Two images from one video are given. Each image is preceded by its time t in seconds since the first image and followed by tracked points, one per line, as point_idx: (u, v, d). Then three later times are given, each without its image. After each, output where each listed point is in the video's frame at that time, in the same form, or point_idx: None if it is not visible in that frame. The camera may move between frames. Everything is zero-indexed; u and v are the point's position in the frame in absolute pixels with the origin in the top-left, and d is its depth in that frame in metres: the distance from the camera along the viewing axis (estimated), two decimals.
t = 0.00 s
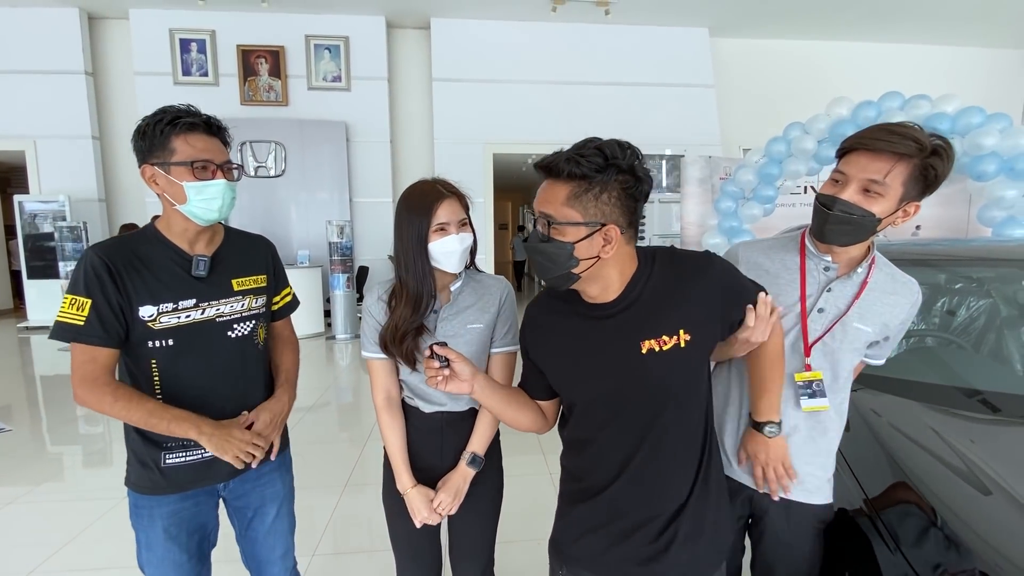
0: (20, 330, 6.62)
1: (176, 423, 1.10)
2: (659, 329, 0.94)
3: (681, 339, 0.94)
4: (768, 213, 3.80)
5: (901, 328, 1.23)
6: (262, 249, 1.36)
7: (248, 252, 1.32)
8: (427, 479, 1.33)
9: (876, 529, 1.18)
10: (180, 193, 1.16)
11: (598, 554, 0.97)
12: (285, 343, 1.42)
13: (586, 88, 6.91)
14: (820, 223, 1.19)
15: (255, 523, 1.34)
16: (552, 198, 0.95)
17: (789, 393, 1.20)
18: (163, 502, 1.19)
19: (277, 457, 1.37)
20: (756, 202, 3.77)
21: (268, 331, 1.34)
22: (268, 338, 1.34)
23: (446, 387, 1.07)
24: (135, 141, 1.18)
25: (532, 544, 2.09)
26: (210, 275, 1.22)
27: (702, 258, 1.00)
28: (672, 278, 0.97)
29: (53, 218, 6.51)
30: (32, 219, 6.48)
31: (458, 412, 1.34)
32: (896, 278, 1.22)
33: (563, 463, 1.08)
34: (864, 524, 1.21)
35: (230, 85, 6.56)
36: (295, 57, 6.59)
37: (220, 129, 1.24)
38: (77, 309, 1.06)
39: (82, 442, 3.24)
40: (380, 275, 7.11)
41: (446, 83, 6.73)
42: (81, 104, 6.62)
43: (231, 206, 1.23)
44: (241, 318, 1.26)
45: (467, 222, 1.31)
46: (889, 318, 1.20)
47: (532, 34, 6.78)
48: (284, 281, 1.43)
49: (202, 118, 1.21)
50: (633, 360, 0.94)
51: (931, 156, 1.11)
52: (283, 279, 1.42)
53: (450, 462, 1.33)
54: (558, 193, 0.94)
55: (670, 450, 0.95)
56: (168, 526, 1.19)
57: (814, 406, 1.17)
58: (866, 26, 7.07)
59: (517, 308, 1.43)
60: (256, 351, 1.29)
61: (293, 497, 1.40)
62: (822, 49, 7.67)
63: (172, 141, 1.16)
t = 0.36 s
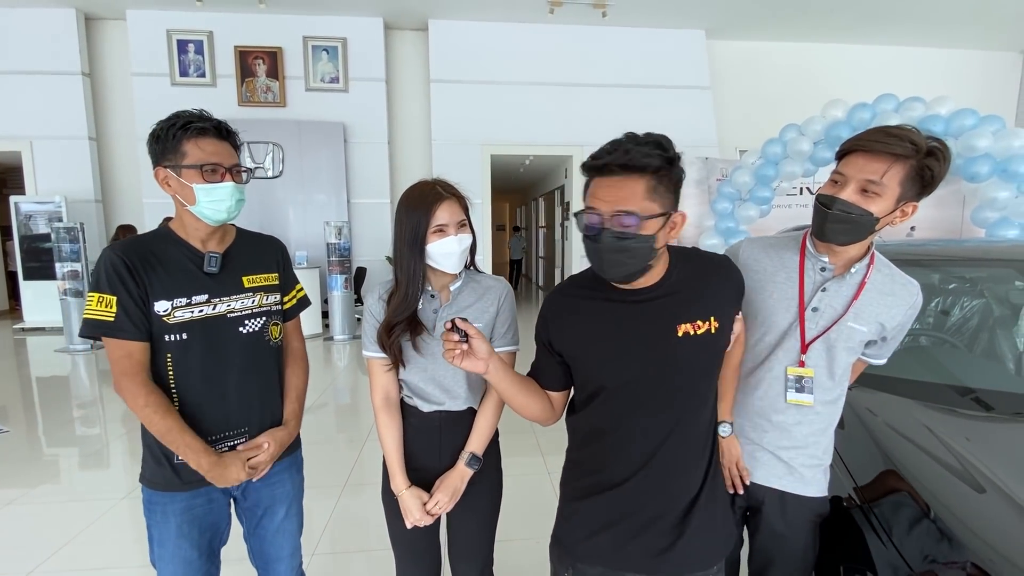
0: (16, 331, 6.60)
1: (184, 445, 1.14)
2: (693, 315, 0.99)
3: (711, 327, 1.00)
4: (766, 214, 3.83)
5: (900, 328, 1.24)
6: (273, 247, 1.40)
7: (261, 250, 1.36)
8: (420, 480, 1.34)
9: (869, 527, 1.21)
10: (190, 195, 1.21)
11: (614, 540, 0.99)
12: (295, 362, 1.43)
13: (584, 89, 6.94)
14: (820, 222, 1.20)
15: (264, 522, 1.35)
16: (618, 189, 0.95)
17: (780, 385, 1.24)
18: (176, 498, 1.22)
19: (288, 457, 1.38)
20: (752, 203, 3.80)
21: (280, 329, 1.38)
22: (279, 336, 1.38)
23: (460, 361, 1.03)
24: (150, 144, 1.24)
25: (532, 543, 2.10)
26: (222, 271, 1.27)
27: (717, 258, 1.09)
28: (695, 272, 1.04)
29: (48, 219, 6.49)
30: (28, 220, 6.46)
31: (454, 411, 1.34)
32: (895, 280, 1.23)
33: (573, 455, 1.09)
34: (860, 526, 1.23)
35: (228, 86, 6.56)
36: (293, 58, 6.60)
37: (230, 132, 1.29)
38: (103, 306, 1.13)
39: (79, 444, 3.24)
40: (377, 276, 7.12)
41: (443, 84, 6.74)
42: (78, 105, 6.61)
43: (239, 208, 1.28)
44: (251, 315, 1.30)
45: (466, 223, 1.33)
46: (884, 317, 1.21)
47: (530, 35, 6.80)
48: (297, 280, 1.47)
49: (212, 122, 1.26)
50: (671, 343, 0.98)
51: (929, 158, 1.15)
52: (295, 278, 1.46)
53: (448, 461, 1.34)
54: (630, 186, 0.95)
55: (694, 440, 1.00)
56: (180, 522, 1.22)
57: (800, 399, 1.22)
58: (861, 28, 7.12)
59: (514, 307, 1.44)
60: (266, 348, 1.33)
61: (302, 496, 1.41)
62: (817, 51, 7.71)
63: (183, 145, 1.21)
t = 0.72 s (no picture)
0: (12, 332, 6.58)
1: (174, 450, 1.16)
2: (677, 307, 1.07)
3: (687, 317, 1.09)
4: (762, 216, 3.84)
5: (886, 331, 1.25)
6: (279, 249, 1.40)
7: (265, 251, 1.36)
8: (418, 478, 1.34)
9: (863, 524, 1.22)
10: (194, 195, 1.22)
11: (635, 545, 1.00)
12: (298, 362, 1.41)
13: (581, 90, 6.96)
14: (808, 229, 1.22)
15: (263, 524, 1.35)
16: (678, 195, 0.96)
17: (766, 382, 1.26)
18: (175, 497, 1.22)
19: (289, 460, 1.38)
20: (749, 205, 3.82)
21: (283, 331, 1.37)
22: (281, 338, 1.37)
23: (451, 399, 0.93)
24: (153, 146, 1.24)
25: (530, 543, 2.11)
26: (224, 273, 1.27)
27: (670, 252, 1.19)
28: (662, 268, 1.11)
29: (45, 220, 6.46)
30: (24, 221, 6.44)
31: (449, 410, 1.35)
32: (883, 285, 1.23)
33: (565, 465, 1.08)
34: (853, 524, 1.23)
35: (225, 87, 6.56)
36: (290, 59, 6.60)
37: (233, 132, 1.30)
38: (105, 307, 1.14)
39: (75, 446, 3.23)
40: (375, 277, 7.11)
41: (441, 86, 6.74)
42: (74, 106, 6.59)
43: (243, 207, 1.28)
44: (252, 317, 1.29)
45: (462, 224, 1.34)
46: (870, 318, 1.22)
47: (527, 37, 6.82)
48: (305, 281, 1.46)
49: (215, 123, 1.27)
50: (669, 336, 1.02)
51: (914, 165, 1.14)
52: (302, 278, 1.45)
53: (446, 460, 1.34)
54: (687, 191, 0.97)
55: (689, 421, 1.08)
56: (179, 522, 1.23)
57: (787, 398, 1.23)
58: (856, 31, 7.16)
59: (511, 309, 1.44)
60: (267, 350, 1.32)
61: (302, 498, 1.41)
62: (813, 53, 7.75)
63: (186, 146, 1.22)
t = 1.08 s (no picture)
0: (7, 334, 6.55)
1: (174, 447, 1.16)
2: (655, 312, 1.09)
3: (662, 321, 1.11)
4: (758, 217, 3.82)
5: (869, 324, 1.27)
6: (282, 253, 1.39)
7: (267, 255, 1.35)
8: (406, 479, 1.33)
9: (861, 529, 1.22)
10: (188, 196, 1.23)
11: (630, 553, 1.00)
12: (298, 367, 1.40)
13: (579, 92, 6.96)
14: (782, 230, 1.23)
15: (260, 530, 1.35)
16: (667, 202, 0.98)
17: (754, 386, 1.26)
18: (171, 503, 1.22)
19: (288, 466, 1.37)
20: (747, 206, 3.78)
21: (283, 335, 1.37)
22: (281, 342, 1.36)
23: (425, 425, 0.88)
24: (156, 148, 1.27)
25: (528, 545, 2.11)
26: (225, 276, 1.27)
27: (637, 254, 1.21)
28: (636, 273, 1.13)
29: (41, 221, 6.44)
30: (20, 222, 6.41)
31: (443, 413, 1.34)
32: (867, 275, 1.25)
33: (553, 478, 1.05)
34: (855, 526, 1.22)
35: (222, 88, 6.55)
36: (288, 60, 6.60)
37: (233, 134, 1.30)
38: (105, 306, 1.15)
39: (71, 448, 3.22)
40: (373, 279, 7.11)
41: (439, 87, 6.75)
42: (71, 107, 6.58)
43: (237, 209, 1.27)
44: (252, 320, 1.29)
45: (456, 226, 1.34)
46: (856, 314, 1.23)
47: (525, 38, 6.82)
48: (308, 286, 1.46)
49: (214, 125, 1.27)
50: (651, 342, 1.04)
51: (881, 161, 1.14)
52: (305, 283, 1.45)
53: (438, 463, 1.33)
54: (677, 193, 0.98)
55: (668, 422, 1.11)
56: (175, 528, 1.22)
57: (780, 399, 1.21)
58: (853, 33, 7.19)
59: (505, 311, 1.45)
60: (265, 354, 1.32)
61: (300, 505, 1.41)
62: (810, 55, 7.77)
63: (183, 146, 1.23)
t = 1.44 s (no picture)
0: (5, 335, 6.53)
1: (165, 451, 1.16)
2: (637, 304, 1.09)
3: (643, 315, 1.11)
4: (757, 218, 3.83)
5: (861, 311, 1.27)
6: (279, 255, 1.38)
7: (263, 256, 1.34)
8: (400, 484, 1.34)
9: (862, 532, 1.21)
10: (179, 196, 1.23)
11: (647, 552, 1.00)
12: (294, 371, 1.39)
13: (577, 93, 6.97)
14: (769, 228, 1.22)
15: (255, 535, 1.34)
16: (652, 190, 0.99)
17: (744, 380, 1.26)
18: (163, 508, 1.21)
19: (283, 471, 1.36)
20: (745, 207, 3.79)
21: (278, 338, 1.35)
22: (277, 346, 1.35)
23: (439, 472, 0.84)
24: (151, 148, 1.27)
25: (526, 548, 2.10)
26: (220, 277, 1.26)
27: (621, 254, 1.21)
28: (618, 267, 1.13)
29: (38, 222, 6.40)
30: (17, 223, 6.39)
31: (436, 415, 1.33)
32: (850, 265, 1.25)
33: (562, 494, 1.00)
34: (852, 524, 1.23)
35: (221, 89, 6.54)
36: (286, 61, 6.60)
37: (227, 133, 1.29)
38: (98, 308, 1.15)
39: (68, 450, 3.20)
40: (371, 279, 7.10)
41: (437, 88, 6.74)
42: (69, 108, 6.56)
43: (228, 210, 1.26)
44: (246, 322, 1.28)
45: (450, 226, 1.34)
46: (844, 306, 1.23)
47: (524, 39, 6.83)
48: (306, 289, 1.45)
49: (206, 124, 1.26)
50: (640, 332, 1.05)
51: (866, 160, 1.14)
52: (302, 285, 1.44)
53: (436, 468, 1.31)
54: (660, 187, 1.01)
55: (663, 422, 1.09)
56: (167, 534, 1.22)
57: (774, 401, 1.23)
58: (850, 34, 7.21)
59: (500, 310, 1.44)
60: (259, 357, 1.31)
61: (295, 510, 1.40)
62: (808, 57, 7.79)
63: (174, 146, 1.23)
